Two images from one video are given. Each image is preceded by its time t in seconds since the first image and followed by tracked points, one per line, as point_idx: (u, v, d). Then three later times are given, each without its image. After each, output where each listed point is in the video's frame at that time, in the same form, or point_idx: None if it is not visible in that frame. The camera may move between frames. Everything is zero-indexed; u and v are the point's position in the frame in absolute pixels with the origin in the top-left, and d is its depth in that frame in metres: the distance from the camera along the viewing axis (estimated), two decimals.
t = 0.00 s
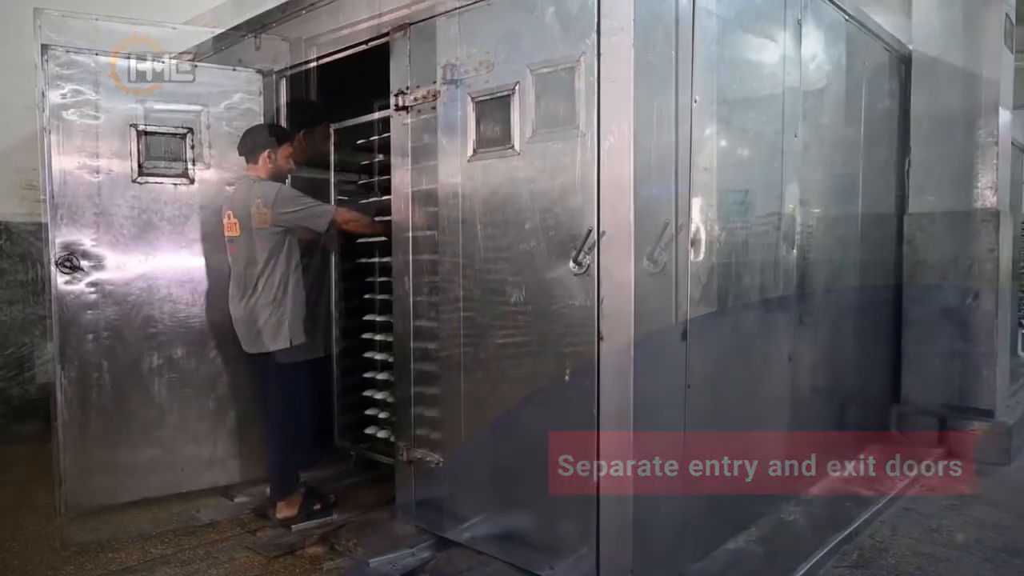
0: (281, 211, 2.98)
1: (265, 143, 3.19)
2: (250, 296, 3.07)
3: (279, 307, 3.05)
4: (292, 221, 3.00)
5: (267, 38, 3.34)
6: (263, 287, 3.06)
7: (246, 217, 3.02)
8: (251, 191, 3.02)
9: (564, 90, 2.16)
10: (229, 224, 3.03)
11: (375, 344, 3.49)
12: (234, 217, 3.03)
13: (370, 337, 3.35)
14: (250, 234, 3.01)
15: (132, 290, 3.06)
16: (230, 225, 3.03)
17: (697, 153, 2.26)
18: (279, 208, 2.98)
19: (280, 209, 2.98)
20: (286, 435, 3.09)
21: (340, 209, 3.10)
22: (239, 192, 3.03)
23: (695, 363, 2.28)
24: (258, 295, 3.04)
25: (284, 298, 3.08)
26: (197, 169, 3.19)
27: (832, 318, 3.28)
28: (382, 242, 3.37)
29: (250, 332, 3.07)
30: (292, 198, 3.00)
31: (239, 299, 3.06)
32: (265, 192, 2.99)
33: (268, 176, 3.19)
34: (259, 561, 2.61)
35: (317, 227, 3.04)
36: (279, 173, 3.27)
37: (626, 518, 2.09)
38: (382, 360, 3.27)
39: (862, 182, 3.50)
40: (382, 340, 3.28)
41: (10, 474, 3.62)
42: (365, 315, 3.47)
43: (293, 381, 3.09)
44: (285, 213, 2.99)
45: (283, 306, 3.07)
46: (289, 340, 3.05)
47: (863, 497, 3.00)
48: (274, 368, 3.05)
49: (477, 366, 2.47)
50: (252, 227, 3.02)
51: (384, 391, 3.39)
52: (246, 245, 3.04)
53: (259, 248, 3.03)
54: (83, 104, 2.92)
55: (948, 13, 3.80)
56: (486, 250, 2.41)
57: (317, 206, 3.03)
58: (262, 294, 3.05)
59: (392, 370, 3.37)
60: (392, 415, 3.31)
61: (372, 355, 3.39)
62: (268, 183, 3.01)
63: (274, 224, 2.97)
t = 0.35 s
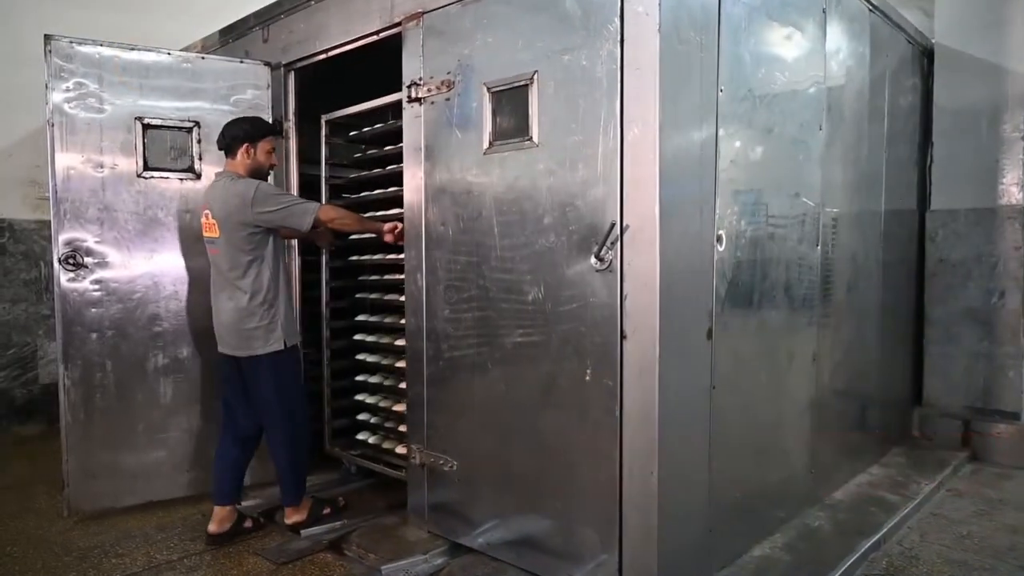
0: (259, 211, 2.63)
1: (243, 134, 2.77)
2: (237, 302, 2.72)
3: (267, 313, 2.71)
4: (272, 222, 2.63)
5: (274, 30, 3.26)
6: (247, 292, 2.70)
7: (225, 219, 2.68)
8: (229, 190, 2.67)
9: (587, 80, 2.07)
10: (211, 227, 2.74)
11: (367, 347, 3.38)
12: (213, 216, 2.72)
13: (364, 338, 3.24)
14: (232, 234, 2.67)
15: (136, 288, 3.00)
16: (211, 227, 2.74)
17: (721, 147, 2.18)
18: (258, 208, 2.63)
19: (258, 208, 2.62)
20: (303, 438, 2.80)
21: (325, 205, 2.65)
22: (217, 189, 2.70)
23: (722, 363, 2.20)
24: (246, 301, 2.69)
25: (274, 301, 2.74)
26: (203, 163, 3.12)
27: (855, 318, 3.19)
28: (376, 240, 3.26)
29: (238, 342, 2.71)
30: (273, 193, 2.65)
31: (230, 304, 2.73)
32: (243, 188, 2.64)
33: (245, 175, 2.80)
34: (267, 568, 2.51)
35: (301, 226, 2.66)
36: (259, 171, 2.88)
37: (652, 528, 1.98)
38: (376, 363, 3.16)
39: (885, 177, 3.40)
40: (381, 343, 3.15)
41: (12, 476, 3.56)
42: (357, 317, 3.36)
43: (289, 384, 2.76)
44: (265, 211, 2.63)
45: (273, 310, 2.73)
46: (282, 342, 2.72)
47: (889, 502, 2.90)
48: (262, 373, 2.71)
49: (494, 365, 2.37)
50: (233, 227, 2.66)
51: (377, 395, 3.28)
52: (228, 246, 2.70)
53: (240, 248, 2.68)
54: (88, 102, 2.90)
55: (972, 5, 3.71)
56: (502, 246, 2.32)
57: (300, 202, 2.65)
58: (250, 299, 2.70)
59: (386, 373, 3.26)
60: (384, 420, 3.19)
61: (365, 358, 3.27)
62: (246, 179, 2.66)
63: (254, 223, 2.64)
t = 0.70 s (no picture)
0: (241, 201, 2.49)
1: (225, 122, 2.62)
2: (211, 299, 2.58)
3: (244, 313, 2.58)
4: (254, 213, 2.51)
5: (283, 22, 3.17)
6: (223, 289, 2.56)
7: (198, 208, 2.52)
8: (206, 177, 2.52)
9: (613, 72, 1.98)
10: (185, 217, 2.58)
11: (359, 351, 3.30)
12: (187, 205, 2.57)
13: (357, 342, 3.15)
14: (207, 226, 2.52)
15: (142, 287, 2.92)
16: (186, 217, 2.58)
17: (752, 139, 2.09)
18: (240, 197, 2.49)
19: (240, 198, 2.49)
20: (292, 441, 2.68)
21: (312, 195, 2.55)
22: (194, 176, 2.55)
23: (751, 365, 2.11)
24: (221, 298, 2.56)
25: (248, 299, 2.61)
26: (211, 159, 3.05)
27: (880, 320, 3.10)
28: (371, 240, 3.18)
29: (213, 341, 2.58)
30: (256, 182, 2.52)
31: (204, 300, 2.59)
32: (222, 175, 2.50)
33: (224, 164, 2.64)
34: None
35: (284, 217, 2.54)
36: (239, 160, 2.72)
37: (681, 538, 1.89)
38: (371, 367, 3.07)
39: (911, 174, 3.30)
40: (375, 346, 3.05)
41: (14, 480, 3.48)
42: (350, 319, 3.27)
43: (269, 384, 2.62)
44: (247, 201, 2.50)
45: (250, 309, 2.60)
46: (259, 342, 2.59)
47: (918, 508, 2.81)
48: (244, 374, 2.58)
49: (514, 367, 2.28)
50: (209, 218, 2.51)
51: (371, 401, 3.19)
52: (203, 239, 2.54)
53: (213, 243, 2.53)
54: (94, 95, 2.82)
55: None
56: (522, 243, 2.23)
57: (284, 192, 2.53)
58: (225, 296, 2.57)
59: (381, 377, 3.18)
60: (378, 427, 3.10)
61: (358, 362, 3.19)
62: (227, 167, 2.52)
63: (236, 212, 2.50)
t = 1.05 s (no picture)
0: (230, 194, 2.42)
1: (206, 111, 2.52)
2: (197, 300, 2.48)
3: (233, 311, 2.49)
4: (244, 206, 2.44)
5: (292, 17, 3.10)
6: (211, 287, 2.46)
7: (185, 202, 2.43)
8: (193, 169, 2.43)
9: (640, 64, 1.90)
10: (171, 213, 2.48)
11: (354, 354, 3.13)
12: (173, 201, 2.47)
13: (351, 345, 2.99)
14: (193, 221, 2.43)
15: (149, 287, 2.86)
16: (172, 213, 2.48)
17: (782, 134, 2.01)
18: (229, 189, 2.42)
19: (228, 190, 2.41)
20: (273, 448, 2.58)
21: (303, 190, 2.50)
22: (178, 170, 2.46)
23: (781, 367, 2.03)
24: (208, 297, 2.46)
25: (237, 298, 2.51)
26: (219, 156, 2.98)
27: (905, 321, 3.02)
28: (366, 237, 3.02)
29: (202, 343, 2.48)
30: (245, 174, 2.45)
31: (191, 301, 2.49)
32: (208, 167, 2.42)
33: (209, 156, 2.55)
34: None
35: (276, 211, 2.46)
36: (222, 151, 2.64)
37: (712, 549, 1.81)
38: (365, 371, 2.91)
39: (935, 171, 3.22)
40: (369, 347, 2.91)
41: (17, 484, 3.41)
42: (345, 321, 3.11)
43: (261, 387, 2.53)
44: (235, 194, 2.42)
45: (239, 307, 2.51)
46: (249, 344, 2.50)
47: (946, 515, 2.73)
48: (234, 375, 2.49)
49: (533, 370, 2.21)
50: (196, 212, 2.42)
51: (366, 407, 3.04)
52: (189, 236, 2.44)
53: (200, 239, 2.44)
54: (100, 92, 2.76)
55: None
56: (542, 242, 2.16)
57: (274, 185, 2.46)
58: (213, 295, 2.47)
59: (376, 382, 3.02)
60: (373, 434, 2.94)
61: (353, 366, 3.03)
62: (214, 158, 2.44)
63: (225, 205, 2.42)
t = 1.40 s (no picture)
0: (218, 189, 2.31)
1: (194, 101, 2.43)
2: (181, 302, 2.38)
3: (218, 313, 2.39)
4: (232, 202, 2.34)
5: (299, 12, 3.05)
6: (197, 288, 2.37)
7: (170, 198, 2.33)
8: (179, 164, 2.33)
9: (659, 55, 1.85)
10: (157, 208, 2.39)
11: (347, 356, 3.05)
12: (159, 197, 2.38)
13: (344, 347, 2.90)
14: (179, 218, 2.34)
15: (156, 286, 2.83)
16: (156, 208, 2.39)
17: (805, 127, 1.96)
18: (216, 184, 2.31)
19: (215, 185, 2.31)
20: (247, 455, 2.46)
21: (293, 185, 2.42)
22: (164, 164, 2.36)
23: (804, 367, 1.98)
24: (193, 298, 2.36)
25: (222, 299, 2.42)
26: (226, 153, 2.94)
27: (924, 320, 2.96)
28: (360, 235, 2.93)
29: (185, 346, 2.38)
30: (233, 169, 2.34)
31: (176, 301, 2.40)
32: (194, 161, 2.31)
33: (197, 148, 2.47)
34: None
35: (264, 208, 2.36)
36: (211, 142, 2.55)
37: (735, 553, 1.75)
38: (358, 374, 2.82)
39: (953, 167, 3.16)
40: (360, 350, 2.82)
41: (22, 486, 3.37)
42: (337, 321, 3.03)
43: (245, 393, 2.43)
44: (223, 190, 2.32)
45: (224, 309, 2.42)
46: (233, 349, 2.39)
47: (969, 519, 2.67)
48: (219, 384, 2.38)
49: (548, 370, 2.16)
50: (182, 208, 2.33)
51: (359, 411, 2.95)
52: (174, 234, 2.35)
53: (186, 236, 2.34)
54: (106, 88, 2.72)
55: None
56: (557, 238, 2.11)
57: (264, 180, 2.36)
58: (198, 296, 2.37)
59: (370, 385, 2.93)
60: (367, 439, 2.85)
61: (345, 368, 2.94)
62: (201, 151, 2.33)
63: (212, 202, 2.32)
